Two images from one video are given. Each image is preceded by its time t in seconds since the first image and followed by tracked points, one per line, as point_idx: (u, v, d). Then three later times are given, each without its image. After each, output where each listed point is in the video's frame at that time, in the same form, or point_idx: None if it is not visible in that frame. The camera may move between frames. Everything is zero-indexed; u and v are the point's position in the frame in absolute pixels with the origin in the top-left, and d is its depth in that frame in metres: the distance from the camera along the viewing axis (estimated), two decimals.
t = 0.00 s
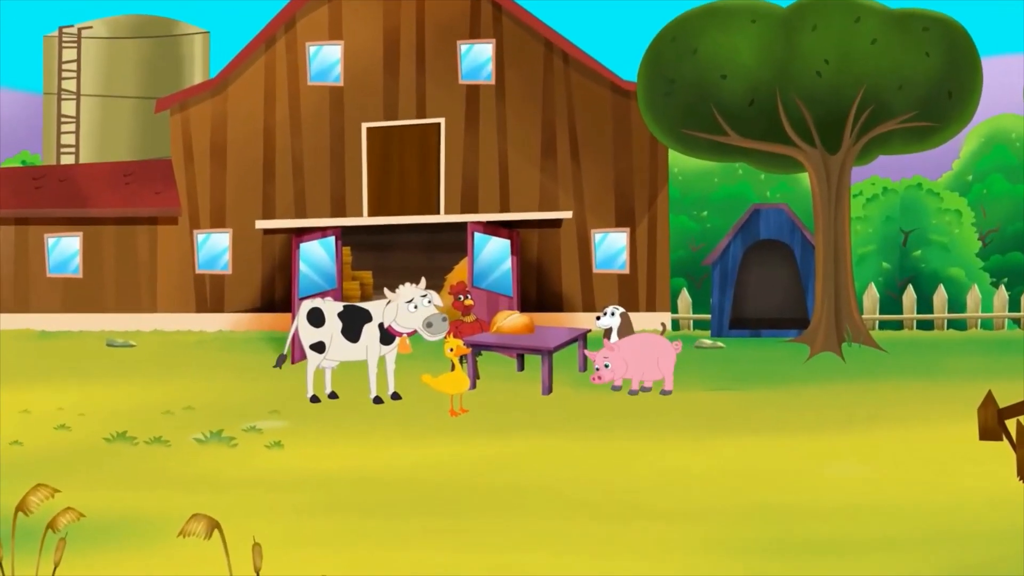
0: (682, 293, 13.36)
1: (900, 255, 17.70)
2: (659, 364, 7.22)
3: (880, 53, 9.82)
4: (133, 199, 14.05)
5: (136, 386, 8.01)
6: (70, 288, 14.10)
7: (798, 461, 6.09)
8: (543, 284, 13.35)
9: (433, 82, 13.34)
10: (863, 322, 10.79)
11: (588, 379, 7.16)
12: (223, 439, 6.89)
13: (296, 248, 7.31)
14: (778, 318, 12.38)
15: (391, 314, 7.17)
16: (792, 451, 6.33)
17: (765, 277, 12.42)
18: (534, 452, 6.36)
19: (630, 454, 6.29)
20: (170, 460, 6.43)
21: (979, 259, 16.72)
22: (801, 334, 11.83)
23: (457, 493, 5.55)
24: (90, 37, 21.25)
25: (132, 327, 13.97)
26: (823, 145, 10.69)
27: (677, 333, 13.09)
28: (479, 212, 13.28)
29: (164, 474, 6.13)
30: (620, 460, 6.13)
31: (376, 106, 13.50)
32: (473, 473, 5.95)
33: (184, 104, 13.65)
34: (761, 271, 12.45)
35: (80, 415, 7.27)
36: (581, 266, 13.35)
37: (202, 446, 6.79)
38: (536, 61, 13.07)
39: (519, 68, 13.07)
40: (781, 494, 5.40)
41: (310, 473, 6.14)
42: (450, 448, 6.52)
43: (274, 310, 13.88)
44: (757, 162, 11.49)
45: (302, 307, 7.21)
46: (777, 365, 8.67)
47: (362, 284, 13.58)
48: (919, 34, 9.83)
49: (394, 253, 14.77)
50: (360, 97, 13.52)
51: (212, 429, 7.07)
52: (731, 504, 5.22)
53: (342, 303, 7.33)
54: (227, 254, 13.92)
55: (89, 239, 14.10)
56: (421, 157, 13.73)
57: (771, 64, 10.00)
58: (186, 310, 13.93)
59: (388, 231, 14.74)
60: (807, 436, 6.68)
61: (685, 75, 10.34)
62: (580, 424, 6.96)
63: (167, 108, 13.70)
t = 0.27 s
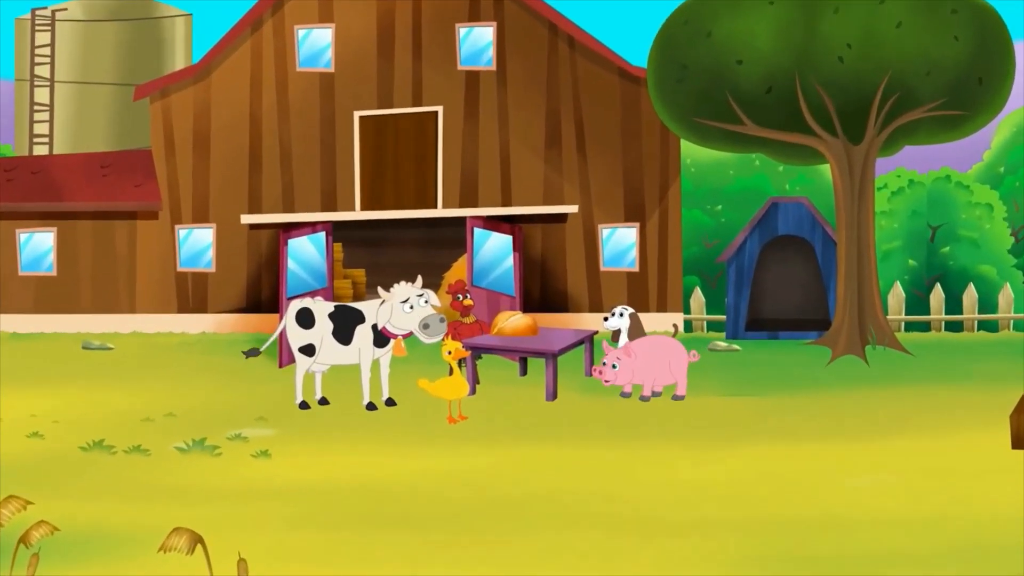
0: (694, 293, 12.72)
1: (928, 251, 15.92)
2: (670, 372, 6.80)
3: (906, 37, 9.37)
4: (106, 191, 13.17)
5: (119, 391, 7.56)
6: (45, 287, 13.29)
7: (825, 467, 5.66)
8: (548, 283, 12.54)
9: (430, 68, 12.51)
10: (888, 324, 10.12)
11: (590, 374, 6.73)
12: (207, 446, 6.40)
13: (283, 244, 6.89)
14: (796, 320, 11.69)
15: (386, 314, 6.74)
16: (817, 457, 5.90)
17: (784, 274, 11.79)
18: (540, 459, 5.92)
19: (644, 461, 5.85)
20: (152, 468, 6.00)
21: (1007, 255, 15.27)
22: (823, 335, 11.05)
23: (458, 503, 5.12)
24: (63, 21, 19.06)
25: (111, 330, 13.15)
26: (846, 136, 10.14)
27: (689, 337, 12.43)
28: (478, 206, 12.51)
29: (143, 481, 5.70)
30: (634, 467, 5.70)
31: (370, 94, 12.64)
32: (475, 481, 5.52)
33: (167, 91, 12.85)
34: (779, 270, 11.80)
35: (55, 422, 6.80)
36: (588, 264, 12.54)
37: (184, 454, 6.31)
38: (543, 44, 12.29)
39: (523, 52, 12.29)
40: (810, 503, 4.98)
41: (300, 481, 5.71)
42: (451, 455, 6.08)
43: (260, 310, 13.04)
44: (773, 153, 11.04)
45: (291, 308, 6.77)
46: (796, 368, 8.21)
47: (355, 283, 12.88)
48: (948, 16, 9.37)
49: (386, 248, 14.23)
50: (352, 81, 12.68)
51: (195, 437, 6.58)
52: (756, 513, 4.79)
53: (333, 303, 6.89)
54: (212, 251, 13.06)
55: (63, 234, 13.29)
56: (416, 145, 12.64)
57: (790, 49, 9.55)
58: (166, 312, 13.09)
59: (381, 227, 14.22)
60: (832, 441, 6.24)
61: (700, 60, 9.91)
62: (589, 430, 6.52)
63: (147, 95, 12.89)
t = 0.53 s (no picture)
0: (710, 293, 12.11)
1: (960, 246, 15.86)
2: (684, 377, 6.33)
3: (939, 18, 8.66)
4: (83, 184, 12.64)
5: (95, 397, 7.07)
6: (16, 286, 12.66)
7: (859, 478, 5.21)
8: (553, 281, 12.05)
9: (426, 53, 12.02)
10: (916, 325, 9.47)
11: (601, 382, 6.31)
12: (188, 456, 5.92)
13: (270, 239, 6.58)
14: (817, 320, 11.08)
15: (379, 315, 6.28)
16: (848, 467, 5.44)
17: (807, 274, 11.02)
18: (548, 469, 5.46)
19: (661, 471, 5.39)
20: (127, 480, 5.52)
21: None
22: (848, 338, 10.31)
23: (459, 518, 4.66)
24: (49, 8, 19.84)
25: (84, 331, 12.53)
26: (873, 123, 9.43)
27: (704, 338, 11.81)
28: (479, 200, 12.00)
29: (114, 494, 5.23)
30: (650, 478, 5.24)
31: (363, 80, 12.14)
32: (478, 493, 5.06)
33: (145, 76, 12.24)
34: (800, 267, 11.07)
35: (25, 430, 6.31)
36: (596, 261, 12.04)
37: (164, 465, 5.83)
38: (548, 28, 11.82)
39: (528, 37, 11.85)
40: (848, 517, 4.52)
41: (287, 494, 5.23)
42: (451, 466, 5.62)
43: (244, 309, 12.44)
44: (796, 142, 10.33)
45: (278, 308, 6.30)
46: (816, 372, 7.76)
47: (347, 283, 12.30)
48: None
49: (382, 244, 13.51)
50: (342, 67, 12.16)
51: (175, 446, 6.11)
52: (791, 529, 4.34)
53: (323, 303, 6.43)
54: (192, 247, 12.49)
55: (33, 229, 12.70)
56: (412, 136, 12.17)
57: (813, 30, 8.89)
58: (143, 312, 12.50)
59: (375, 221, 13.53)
60: (862, 449, 5.79)
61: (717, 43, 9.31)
62: (599, 438, 6.06)
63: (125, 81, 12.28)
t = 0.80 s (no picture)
0: (725, 292, 11.42)
1: (993, 242, 13.72)
2: (698, 383, 5.92)
3: None
4: (59, 176, 11.91)
5: (72, 403, 6.67)
6: None
7: (890, 489, 4.82)
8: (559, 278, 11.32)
9: (423, 34, 11.27)
10: (948, 324, 8.83)
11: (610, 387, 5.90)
12: (168, 466, 5.52)
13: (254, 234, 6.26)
14: (843, 323, 10.22)
15: (373, 315, 5.85)
16: (876, 477, 5.05)
17: (830, 271, 10.25)
18: (554, 480, 5.07)
19: (676, 482, 5.00)
20: (100, 491, 5.13)
21: None
22: (872, 341, 9.72)
23: (457, 533, 4.27)
24: None
25: (58, 333, 11.81)
26: (899, 110, 8.64)
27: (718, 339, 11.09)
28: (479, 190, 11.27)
29: (81, 508, 4.81)
30: (664, 489, 4.85)
31: (356, 64, 11.40)
32: (478, 506, 4.67)
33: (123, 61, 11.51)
34: (823, 265, 10.27)
35: None
36: (605, 260, 11.27)
37: (143, 475, 5.43)
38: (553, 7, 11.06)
39: (530, 17, 11.09)
40: (883, 533, 4.13)
41: (272, 507, 4.84)
42: (449, 476, 5.22)
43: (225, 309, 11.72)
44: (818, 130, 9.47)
45: (265, 308, 5.92)
46: (837, 376, 7.33)
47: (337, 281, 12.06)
48: None
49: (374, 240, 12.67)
50: (334, 52, 11.43)
51: (155, 455, 5.70)
52: (820, 545, 3.95)
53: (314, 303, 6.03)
54: (174, 243, 11.81)
55: None
56: (408, 124, 11.38)
57: (834, 9, 8.09)
58: (121, 313, 11.82)
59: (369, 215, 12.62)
60: (891, 458, 5.39)
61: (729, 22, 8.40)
62: (608, 447, 5.66)
63: (101, 65, 11.56)
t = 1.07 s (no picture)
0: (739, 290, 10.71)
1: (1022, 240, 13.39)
2: (711, 386, 5.62)
3: None
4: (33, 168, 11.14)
5: (53, 408, 6.35)
6: None
7: (916, 497, 4.54)
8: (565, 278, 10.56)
9: (421, 18, 10.50)
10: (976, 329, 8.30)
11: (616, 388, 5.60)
12: (153, 474, 5.22)
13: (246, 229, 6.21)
14: (865, 324, 9.65)
15: (367, 316, 5.54)
16: (901, 485, 4.76)
17: (850, 268, 9.69)
18: (559, 488, 4.78)
19: (688, 490, 4.71)
20: (78, 500, 4.83)
21: None
22: (894, 343, 9.22)
23: (457, 545, 3.99)
24: None
25: (37, 335, 11.19)
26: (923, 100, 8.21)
27: (732, 340, 10.36)
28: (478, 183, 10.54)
29: (55, 519, 4.51)
30: (677, 498, 4.57)
31: (350, 49, 10.68)
32: (479, 516, 4.38)
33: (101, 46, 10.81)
34: (843, 262, 9.71)
35: None
36: (613, 259, 10.53)
37: (126, 484, 5.13)
38: None
39: None
40: (913, 546, 3.85)
41: (259, 516, 4.55)
42: (448, 484, 4.93)
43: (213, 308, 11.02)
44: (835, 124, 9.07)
45: (254, 308, 5.61)
46: (853, 379, 7.02)
47: (331, 279, 11.25)
48: None
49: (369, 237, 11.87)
50: (325, 37, 10.70)
51: (139, 463, 5.40)
52: (847, 561, 3.66)
53: (306, 302, 5.72)
54: (158, 239, 11.10)
55: None
56: (405, 115, 10.73)
57: None
58: (103, 313, 11.14)
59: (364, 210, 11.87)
60: (915, 464, 5.10)
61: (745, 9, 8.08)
62: (616, 453, 5.36)
63: (82, 52, 10.87)
